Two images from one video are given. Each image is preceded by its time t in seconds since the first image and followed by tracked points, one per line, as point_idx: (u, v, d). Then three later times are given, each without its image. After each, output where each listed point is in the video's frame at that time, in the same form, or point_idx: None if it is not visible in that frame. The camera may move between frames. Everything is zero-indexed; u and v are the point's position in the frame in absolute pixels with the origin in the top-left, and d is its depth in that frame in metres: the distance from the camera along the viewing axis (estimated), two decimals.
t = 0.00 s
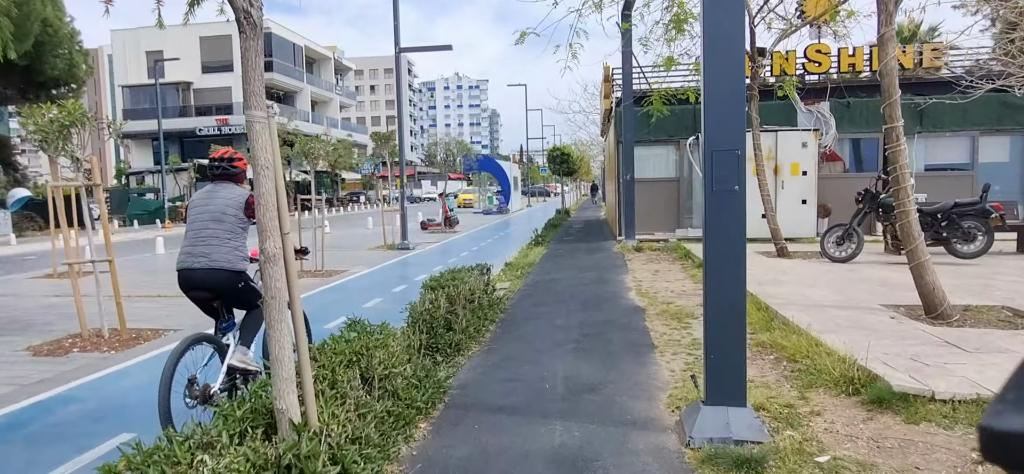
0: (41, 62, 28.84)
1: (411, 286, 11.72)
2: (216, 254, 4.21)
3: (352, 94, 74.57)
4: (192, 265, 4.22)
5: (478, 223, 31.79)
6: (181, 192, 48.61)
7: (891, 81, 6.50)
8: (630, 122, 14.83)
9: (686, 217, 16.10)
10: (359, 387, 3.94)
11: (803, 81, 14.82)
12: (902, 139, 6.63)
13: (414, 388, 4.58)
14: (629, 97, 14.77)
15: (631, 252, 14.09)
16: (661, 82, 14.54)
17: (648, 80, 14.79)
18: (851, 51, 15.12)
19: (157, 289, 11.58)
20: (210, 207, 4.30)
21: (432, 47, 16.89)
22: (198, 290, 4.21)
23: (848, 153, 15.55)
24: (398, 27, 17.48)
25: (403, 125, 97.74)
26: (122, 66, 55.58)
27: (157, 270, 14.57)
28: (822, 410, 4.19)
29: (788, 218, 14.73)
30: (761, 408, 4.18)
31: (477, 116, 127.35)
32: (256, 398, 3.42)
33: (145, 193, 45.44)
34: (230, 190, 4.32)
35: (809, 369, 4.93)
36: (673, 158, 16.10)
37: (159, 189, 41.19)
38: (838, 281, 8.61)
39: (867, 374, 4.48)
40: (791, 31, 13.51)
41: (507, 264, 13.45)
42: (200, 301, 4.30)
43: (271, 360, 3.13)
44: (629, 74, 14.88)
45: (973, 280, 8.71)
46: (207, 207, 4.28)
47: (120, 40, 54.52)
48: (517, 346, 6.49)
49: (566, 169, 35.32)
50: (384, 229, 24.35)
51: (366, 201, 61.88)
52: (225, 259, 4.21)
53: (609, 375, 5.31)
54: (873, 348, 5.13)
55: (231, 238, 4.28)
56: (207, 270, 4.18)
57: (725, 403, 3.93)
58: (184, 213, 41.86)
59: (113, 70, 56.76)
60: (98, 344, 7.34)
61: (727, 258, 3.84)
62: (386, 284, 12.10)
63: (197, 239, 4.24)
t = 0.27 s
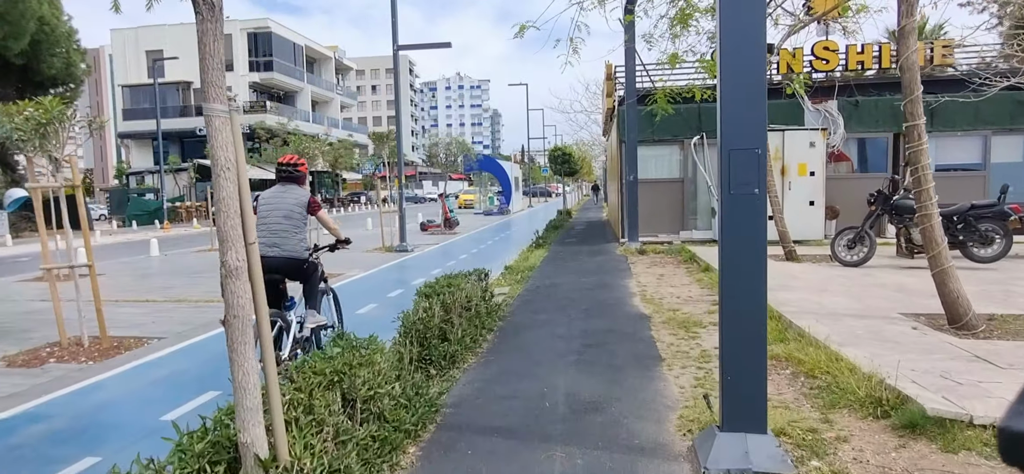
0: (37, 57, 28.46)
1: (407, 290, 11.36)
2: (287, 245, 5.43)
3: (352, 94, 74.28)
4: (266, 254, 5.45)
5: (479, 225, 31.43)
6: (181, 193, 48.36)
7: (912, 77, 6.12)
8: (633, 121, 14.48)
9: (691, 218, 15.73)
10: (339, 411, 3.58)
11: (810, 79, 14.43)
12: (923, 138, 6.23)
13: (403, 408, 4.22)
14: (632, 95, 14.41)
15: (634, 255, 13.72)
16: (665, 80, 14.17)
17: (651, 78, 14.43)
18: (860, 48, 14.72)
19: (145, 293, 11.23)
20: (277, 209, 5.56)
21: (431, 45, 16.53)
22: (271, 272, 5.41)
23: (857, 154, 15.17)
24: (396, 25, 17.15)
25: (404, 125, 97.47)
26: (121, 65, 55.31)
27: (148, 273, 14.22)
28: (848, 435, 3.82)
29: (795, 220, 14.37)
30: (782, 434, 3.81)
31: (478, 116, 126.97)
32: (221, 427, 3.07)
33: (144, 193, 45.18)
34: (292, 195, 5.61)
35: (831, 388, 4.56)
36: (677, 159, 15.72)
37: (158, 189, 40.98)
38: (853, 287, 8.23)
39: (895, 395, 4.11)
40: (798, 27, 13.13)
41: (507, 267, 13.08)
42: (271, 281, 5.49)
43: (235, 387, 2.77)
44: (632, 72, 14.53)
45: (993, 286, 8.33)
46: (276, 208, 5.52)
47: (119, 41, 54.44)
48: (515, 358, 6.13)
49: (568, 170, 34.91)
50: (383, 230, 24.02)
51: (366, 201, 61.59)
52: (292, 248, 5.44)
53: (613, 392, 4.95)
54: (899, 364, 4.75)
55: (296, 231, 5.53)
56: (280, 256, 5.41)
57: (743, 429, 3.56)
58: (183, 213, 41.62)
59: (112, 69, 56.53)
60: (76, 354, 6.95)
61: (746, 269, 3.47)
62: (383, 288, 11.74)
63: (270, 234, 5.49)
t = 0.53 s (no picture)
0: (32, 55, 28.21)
1: (403, 293, 11.01)
2: (330, 236, 6.37)
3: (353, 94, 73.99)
4: (311, 242, 6.37)
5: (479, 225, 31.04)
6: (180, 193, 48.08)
7: (936, 69, 5.72)
8: (637, 119, 14.11)
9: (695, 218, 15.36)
10: (313, 435, 3.21)
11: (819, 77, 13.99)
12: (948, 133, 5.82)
13: (389, 428, 3.84)
14: (635, 92, 14.04)
15: (637, 256, 13.34)
16: (669, 77, 13.78)
17: (655, 74, 14.04)
18: (869, 44, 14.29)
19: (132, 296, 10.87)
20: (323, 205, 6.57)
21: (428, 41, 16.15)
22: (313, 258, 6.31)
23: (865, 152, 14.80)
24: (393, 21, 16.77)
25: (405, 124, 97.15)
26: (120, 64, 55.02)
27: (138, 275, 13.88)
28: (879, 461, 3.45)
29: (803, 220, 13.99)
30: (807, 459, 3.43)
31: (480, 116, 126.58)
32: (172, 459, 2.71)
33: (143, 193, 44.89)
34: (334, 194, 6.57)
35: (855, 404, 4.18)
36: (681, 157, 15.34)
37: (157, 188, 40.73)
38: (868, 291, 7.84)
39: (929, 414, 3.72)
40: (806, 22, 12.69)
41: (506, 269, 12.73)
42: (313, 266, 6.40)
43: (184, 418, 2.40)
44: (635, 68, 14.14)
45: (1014, 289, 7.95)
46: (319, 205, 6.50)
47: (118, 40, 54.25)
48: (512, 368, 5.76)
49: (570, 169, 34.50)
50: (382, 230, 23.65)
51: (367, 201, 61.28)
52: (335, 239, 6.35)
53: (618, 408, 4.57)
54: (929, 378, 4.36)
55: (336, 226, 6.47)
56: (324, 244, 6.33)
57: (765, 455, 3.18)
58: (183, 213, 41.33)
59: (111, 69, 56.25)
60: (49, 362, 6.58)
61: (768, 276, 3.09)
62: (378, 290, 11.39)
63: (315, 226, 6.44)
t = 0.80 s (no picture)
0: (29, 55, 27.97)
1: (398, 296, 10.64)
2: (361, 230, 6.80)
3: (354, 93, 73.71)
4: (344, 234, 6.81)
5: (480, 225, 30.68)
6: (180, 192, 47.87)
7: (961, 63, 5.31)
8: (640, 118, 13.74)
9: (700, 220, 14.96)
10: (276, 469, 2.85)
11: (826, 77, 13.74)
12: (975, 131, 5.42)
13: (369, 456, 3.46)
14: (639, 90, 13.66)
15: (641, 259, 12.95)
16: (674, 75, 13.43)
17: (659, 72, 13.68)
18: (879, 40, 13.97)
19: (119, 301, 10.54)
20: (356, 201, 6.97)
21: (426, 38, 15.80)
22: (345, 250, 6.73)
23: (875, 152, 14.41)
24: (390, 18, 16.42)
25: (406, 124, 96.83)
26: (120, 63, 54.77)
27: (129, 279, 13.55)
28: None
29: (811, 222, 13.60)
30: None
31: (481, 116, 126.24)
32: None
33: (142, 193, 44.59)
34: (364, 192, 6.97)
35: (882, 429, 3.79)
36: (685, 157, 14.96)
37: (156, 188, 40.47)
38: (883, 298, 7.46)
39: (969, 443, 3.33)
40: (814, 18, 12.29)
41: (507, 272, 12.37)
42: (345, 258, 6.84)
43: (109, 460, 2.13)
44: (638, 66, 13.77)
45: None
46: (352, 201, 6.93)
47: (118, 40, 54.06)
48: (509, 383, 5.39)
49: (572, 169, 34.12)
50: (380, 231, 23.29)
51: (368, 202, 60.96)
52: (365, 232, 6.78)
53: (622, 430, 4.18)
54: (963, 400, 3.96)
55: (367, 220, 6.89)
56: (355, 237, 6.75)
57: None
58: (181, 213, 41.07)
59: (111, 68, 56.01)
60: (19, 374, 6.22)
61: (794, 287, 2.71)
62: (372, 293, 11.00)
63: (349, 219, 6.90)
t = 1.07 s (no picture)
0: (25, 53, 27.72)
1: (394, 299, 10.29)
2: (390, 224, 7.74)
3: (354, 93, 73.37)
4: (375, 229, 7.75)
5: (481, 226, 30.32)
6: (178, 192, 47.54)
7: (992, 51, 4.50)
8: (643, 116, 13.39)
9: (704, 221, 14.60)
10: None
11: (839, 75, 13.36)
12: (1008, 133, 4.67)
13: None
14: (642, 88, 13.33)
15: (644, 262, 12.60)
16: (679, 73, 13.10)
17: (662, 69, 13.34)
18: (889, 37, 13.62)
19: (106, 305, 10.21)
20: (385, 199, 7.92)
21: (424, 35, 15.47)
22: (377, 242, 7.68)
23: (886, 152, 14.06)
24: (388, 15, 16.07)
25: (407, 124, 96.48)
26: (119, 63, 54.49)
27: (119, 281, 13.24)
28: None
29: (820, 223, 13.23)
30: None
31: (482, 116, 125.89)
32: None
33: (140, 193, 44.27)
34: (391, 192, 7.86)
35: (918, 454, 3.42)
36: (689, 156, 14.59)
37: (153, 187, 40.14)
38: (900, 304, 7.09)
39: None
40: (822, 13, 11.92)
41: (507, 274, 12.01)
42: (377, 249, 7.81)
43: None
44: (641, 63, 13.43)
45: None
46: (380, 199, 7.84)
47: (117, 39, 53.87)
48: (506, 396, 5.06)
49: (573, 169, 33.77)
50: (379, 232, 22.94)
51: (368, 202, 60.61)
52: (394, 225, 7.72)
53: (629, 452, 3.82)
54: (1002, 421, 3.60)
55: (396, 216, 7.84)
56: (385, 231, 7.68)
57: None
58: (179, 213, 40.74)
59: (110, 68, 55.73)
60: None
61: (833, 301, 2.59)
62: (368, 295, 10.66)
63: (380, 215, 7.84)
